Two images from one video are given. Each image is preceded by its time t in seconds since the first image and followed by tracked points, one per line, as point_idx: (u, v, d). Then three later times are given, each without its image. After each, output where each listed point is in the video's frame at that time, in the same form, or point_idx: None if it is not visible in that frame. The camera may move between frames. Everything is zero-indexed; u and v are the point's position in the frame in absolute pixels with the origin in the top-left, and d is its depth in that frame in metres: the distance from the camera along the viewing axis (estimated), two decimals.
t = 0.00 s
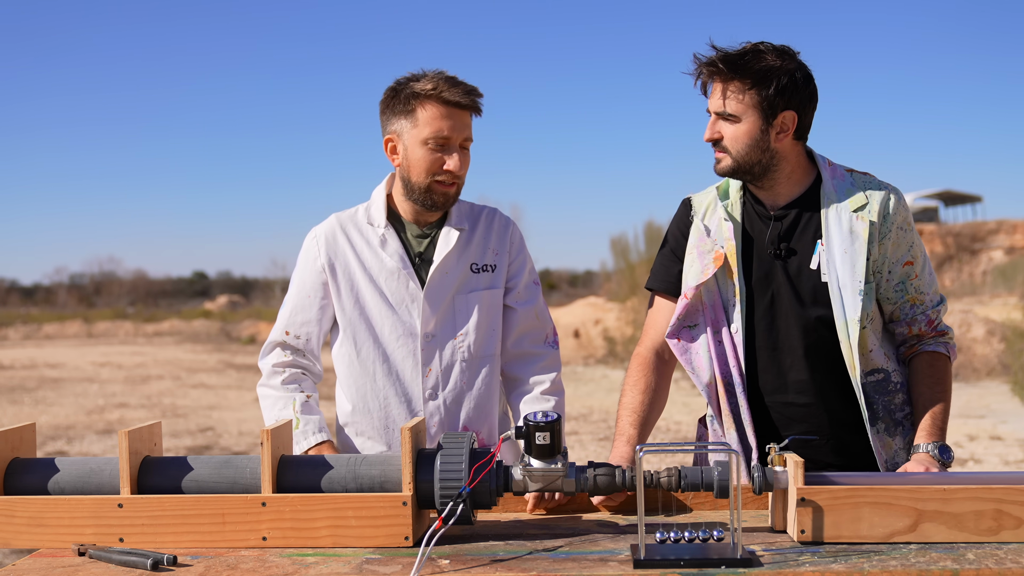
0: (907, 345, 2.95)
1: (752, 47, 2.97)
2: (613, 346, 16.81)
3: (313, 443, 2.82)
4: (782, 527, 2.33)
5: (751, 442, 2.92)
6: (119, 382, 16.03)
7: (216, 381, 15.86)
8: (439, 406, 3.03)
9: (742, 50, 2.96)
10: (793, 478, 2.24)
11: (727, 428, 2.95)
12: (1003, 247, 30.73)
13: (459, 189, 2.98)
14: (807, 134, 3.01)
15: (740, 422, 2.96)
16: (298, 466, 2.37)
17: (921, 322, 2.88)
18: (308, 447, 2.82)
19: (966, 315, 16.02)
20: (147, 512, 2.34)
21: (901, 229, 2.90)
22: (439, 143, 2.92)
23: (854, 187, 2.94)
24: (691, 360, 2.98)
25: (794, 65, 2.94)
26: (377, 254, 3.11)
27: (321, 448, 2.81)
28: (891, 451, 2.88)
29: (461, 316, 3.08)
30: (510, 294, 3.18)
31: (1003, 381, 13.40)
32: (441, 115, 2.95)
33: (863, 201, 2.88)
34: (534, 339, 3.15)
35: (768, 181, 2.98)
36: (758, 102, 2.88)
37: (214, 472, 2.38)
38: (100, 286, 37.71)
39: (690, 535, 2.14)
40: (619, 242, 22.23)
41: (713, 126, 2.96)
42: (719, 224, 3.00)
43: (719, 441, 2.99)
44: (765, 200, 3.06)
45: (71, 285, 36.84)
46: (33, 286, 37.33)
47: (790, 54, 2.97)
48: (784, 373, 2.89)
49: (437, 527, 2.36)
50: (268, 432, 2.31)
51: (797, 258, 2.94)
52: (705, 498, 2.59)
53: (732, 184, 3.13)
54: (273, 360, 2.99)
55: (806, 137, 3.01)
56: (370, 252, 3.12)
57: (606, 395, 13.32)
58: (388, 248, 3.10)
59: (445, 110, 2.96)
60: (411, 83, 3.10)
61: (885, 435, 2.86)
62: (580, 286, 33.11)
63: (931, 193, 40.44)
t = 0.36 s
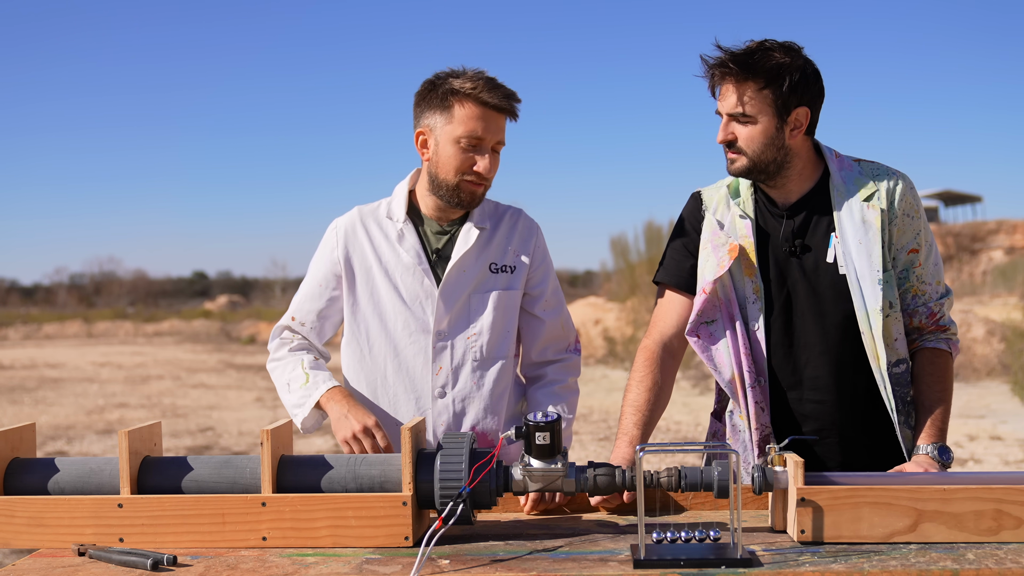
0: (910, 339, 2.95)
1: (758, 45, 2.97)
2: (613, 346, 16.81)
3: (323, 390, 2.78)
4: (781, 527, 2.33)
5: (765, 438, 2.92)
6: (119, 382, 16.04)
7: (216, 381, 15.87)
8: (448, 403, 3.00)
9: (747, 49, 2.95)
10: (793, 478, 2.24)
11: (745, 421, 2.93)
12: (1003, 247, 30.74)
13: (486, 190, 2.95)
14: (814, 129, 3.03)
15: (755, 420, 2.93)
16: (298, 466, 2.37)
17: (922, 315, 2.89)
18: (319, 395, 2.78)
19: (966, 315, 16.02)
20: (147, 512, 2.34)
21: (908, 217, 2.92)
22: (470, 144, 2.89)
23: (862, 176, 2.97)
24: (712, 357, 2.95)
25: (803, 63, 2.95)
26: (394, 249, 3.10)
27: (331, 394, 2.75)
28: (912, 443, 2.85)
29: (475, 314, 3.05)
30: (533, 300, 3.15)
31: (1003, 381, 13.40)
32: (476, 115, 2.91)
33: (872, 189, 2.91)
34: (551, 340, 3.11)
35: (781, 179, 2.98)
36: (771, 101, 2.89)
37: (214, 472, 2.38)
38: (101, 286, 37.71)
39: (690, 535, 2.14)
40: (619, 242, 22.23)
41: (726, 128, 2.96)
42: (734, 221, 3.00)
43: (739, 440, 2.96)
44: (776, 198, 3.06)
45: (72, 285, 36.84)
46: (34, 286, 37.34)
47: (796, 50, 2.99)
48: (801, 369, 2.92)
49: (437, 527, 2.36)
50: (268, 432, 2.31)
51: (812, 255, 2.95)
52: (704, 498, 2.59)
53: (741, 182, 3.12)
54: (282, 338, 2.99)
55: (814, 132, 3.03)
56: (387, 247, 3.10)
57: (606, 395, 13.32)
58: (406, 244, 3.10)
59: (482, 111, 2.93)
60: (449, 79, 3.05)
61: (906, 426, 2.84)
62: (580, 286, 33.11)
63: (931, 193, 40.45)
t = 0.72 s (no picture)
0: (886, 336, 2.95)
1: (738, 48, 2.96)
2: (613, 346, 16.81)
3: (339, 325, 2.73)
4: (782, 526, 2.33)
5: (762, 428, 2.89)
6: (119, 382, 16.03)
7: (216, 381, 15.87)
8: (468, 405, 2.98)
9: (730, 53, 2.93)
10: (793, 478, 2.24)
11: (738, 412, 2.91)
12: (1003, 247, 30.74)
13: (517, 196, 2.93)
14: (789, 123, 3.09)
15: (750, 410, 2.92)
16: (298, 466, 2.37)
17: (893, 309, 2.89)
18: (337, 333, 2.72)
19: (966, 315, 16.02)
20: (147, 512, 2.33)
21: (879, 212, 2.95)
22: (505, 149, 2.86)
23: (835, 174, 3.02)
24: (692, 349, 2.96)
25: (783, 64, 2.99)
26: (424, 246, 3.08)
27: (349, 325, 2.68)
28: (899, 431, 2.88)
29: (502, 319, 3.03)
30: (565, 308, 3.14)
31: (1004, 381, 13.40)
32: (512, 120, 2.86)
33: (846, 185, 2.97)
34: (577, 345, 3.11)
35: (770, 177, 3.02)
36: (765, 102, 2.92)
37: (214, 472, 2.38)
38: (101, 286, 37.72)
39: (691, 535, 2.14)
40: (619, 242, 22.23)
41: (727, 133, 2.92)
42: (708, 220, 3.07)
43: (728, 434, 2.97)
44: (755, 196, 3.09)
45: (72, 285, 36.85)
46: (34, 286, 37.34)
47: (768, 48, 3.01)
48: (779, 360, 2.94)
49: (437, 527, 2.36)
50: (268, 432, 2.31)
51: (788, 248, 3.01)
52: (705, 498, 2.59)
53: (717, 181, 3.17)
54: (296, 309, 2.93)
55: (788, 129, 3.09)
56: (418, 243, 3.08)
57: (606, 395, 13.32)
58: (436, 242, 3.07)
59: (521, 115, 2.87)
60: (490, 78, 2.99)
61: (890, 415, 2.88)
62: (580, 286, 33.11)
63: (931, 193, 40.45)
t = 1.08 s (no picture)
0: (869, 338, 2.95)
1: (724, 54, 2.98)
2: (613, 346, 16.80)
3: (374, 330, 2.65)
4: (782, 527, 2.33)
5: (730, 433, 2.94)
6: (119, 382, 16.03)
7: (216, 381, 15.86)
8: (486, 409, 2.98)
9: (717, 60, 2.95)
10: (793, 478, 2.24)
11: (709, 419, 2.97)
12: (1003, 247, 30.74)
13: (533, 197, 2.92)
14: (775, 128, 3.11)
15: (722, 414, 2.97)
16: (298, 466, 2.37)
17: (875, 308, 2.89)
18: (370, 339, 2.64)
19: (966, 315, 16.02)
20: (147, 512, 2.33)
21: (859, 214, 3.01)
22: (523, 150, 2.84)
23: (818, 177, 3.05)
24: (675, 355, 3.00)
25: (766, 69, 3.01)
26: (443, 247, 3.06)
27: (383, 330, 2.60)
28: (874, 435, 2.89)
29: (519, 322, 3.04)
30: (581, 310, 3.16)
31: (1004, 381, 13.40)
32: (530, 120, 2.84)
33: (828, 188, 3.02)
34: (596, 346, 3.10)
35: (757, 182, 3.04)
36: (754, 105, 2.93)
37: (214, 472, 2.39)
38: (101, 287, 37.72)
39: (691, 535, 2.14)
40: (619, 242, 22.23)
41: (720, 137, 2.92)
42: (694, 224, 3.10)
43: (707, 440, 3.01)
44: (742, 202, 3.11)
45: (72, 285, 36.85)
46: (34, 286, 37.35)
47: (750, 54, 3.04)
48: (761, 361, 2.96)
49: (437, 527, 2.36)
50: (268, 432, 2.31)
51: (773, 251, 3.04)
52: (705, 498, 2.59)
53: (703, 185, 3.17)
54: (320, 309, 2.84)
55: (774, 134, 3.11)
56: (438, 243, 3.06)
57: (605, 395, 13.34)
58: (456, 243, 3.06)
59: (539, 116, 2.85)
60: (508, 78, 2.96)
61: (865, 420, 2.88)
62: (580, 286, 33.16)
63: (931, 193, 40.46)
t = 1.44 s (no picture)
0: (864, 339, 2.95)
1: (722, 56, 2.98)
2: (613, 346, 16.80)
3: (370, 340, 2.64)
4: (782, 527, 2.33)
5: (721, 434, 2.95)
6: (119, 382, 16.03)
7: (216, 381, 15.86)
8: (483, 407, 2.97)
9: (716, 62, 2.96)
10: (793, 478, 2.24)
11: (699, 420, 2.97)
12: (1003, 247, 30.74)
13: (521, 194, 2.92)
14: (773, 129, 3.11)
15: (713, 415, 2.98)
16: (298, 466, 2.37)
17: (872, 309, 2.89)
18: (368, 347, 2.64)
19: (966, 315, 16.02)
20: (147, 512, 2.33)
21: (856, 213, 3.01)
22: (508, 147, 2.85)
23: (815, 178, 3.05)
24: (667, 359, 2.98)
25: (765, 72, 3.02)
26: (434, 246, 3.06)
27: (382, 341, 2.61)
28: (849, 440, 2.94)
29: (512, 318, 3.05)
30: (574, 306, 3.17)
31: (1004, 381, 13.40)
32: (514, 117, 2.85)
33: (826, 188, 3.02)
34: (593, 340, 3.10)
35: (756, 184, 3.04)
36: (754, 106, 2.94)
37: (214, 472, 2.39)
38: (101, 286, 37.73)
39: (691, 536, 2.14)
40: (619, 242, 22.23)
41: (720, 140, 2.92)
42: (692, 227, 3.10)
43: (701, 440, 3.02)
44: (740, 203, 3.11)
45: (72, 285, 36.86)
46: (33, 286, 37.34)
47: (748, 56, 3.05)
48: (756, 361, 2.97)
49: (437, 527, 2.36)
50: (268, 432, 2.31)
51: (771, 252, 3.04)
52: (704, 498, 2.58)
53: (700, 187, 3.16)
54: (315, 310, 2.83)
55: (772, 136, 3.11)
56: (429, 244, 3.06)
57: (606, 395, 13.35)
58: (447, 243, 3.05)
59: (523, 112, 2.86)
60: (490, 76, 2.98)
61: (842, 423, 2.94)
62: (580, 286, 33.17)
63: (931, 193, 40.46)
